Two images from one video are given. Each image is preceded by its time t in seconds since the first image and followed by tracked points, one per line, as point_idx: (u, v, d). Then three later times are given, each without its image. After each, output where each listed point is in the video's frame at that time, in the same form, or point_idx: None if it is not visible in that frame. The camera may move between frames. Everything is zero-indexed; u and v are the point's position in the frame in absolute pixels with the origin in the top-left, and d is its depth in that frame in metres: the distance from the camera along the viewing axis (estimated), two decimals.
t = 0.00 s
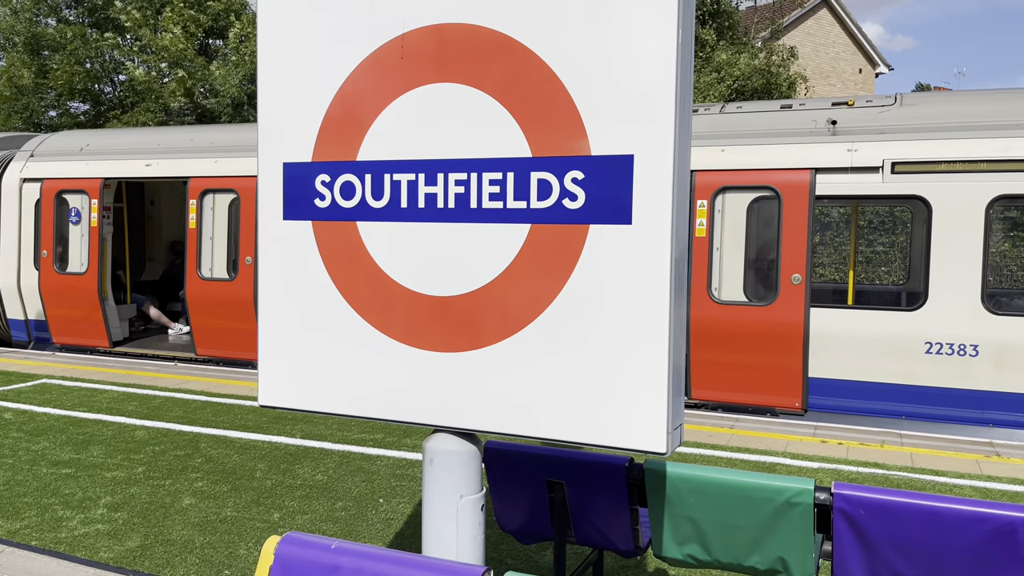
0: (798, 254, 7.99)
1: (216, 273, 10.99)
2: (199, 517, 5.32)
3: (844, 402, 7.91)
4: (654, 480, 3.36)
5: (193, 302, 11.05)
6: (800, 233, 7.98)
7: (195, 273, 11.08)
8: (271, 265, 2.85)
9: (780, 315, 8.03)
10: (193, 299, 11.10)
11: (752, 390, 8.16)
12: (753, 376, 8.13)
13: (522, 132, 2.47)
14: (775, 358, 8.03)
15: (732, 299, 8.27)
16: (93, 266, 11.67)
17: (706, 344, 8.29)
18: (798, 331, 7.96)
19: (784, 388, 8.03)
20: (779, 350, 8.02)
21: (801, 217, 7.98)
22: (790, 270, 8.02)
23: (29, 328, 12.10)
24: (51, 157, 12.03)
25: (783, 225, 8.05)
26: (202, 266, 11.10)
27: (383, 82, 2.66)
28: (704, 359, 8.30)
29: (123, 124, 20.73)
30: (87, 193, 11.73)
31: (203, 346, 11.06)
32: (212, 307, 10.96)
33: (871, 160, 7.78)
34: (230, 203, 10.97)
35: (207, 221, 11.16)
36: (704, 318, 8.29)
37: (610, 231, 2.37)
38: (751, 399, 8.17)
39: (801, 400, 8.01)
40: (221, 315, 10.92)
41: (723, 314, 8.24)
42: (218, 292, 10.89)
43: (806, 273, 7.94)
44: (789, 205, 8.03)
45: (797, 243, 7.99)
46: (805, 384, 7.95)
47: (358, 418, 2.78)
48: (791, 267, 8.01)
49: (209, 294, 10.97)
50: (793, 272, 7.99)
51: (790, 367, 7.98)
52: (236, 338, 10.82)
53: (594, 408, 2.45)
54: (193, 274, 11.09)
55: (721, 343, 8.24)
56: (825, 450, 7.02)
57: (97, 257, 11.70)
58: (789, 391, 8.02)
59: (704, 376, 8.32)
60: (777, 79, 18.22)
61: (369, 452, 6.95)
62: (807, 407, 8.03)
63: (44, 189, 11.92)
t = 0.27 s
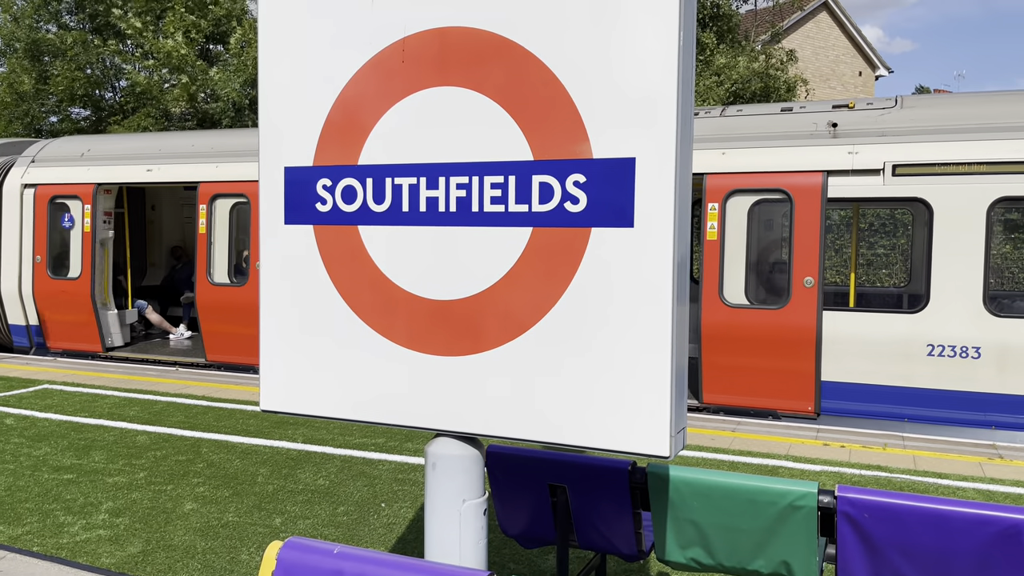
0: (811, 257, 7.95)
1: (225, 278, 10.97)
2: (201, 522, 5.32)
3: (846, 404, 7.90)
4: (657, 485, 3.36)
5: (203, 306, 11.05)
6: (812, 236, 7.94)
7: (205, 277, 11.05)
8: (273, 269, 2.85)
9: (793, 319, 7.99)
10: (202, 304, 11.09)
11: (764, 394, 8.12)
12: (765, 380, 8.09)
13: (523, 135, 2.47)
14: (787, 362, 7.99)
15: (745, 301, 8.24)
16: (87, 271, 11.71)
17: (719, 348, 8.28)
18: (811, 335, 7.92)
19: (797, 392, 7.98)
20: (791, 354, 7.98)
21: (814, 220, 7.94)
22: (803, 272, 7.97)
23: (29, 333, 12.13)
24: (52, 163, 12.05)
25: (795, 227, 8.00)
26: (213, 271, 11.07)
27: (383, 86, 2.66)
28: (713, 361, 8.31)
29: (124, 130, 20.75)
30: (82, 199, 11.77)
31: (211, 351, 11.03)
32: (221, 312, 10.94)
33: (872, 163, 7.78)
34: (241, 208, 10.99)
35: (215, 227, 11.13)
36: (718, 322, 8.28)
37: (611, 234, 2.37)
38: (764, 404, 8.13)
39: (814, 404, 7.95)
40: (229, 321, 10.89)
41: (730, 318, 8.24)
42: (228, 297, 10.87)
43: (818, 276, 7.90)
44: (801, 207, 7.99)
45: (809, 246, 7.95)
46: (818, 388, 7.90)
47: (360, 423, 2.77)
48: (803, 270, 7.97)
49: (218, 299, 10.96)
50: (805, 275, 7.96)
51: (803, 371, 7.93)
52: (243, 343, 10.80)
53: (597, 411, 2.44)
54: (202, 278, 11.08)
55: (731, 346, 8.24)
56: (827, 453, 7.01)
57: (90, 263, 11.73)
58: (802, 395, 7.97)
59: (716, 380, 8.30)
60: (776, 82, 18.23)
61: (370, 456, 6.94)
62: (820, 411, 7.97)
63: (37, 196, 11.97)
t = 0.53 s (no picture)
0: (816, 256, 7.94)
1: (232, 280, 10.99)
2: (205, 525, 5.32)
3: (850, 404, 7.88)
4: (661, 486, 3.35)
5: (210, 309, 11.04)
6: (818, 237, 7.93)
7: (212, 280, 11.05)
8: (276, 271, 2.85)
9: (797, 320, 7.98)
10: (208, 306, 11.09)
11: (770, 394, 8.11)
12: (770, 381, 8.08)
13: (526, 136, 2.46)
14: (792, 363, 7.98)
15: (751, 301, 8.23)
16: (88, 273, 11.74)
17: (724, 348, 8.27)
18: (816, 335, 7.91)
19: (802, 392, 7.97)
20: (796, 354, 7.97)
21: (820, 220, 7.92)
22: (809, 273, 7.96)
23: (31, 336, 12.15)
24: (55, 166, 12.06)
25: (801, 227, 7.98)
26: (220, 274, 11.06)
27: (386, 87, 2.66)
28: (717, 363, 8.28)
29: (126, 133, 20.79)
30: (82, 201, 11.79)
31: (218, 353, 11.05)
32: (227, 314, 10.94)
33: (875, 163, 7.76)
34: (248, 210, 10.99)
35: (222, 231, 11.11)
36: (722, 323, 8.28)
37: (615, 234, 2.37)
38: (769, 404, 8.12)
39: (820, 405, 7.94)
40: (235, 323, 10.90)
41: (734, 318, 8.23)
42: (234, 300, 10.89)
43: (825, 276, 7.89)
44: (807, 207, 7.97)
45: (815, 246, 7.94)
46: (823, 388, 7.89)
47: (364, 424, 2.76)
48: (809, 270, 7.96)
49: (225, 301, 10.96)
50: (811, 275, 7.94)
51: (808, 372, 7.92)
52: (250, 344, 10.81)
53: (601, 411, 2.44)
54: (209, 280, 11.07)
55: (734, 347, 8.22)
56: (832, 453, 6.99)
57: (91, 265, 11.75)
58: (808, 395, 7.96)
59: (721, 381, 8.30)
60: (778, 83, 18.19)
61: (374, 458, 6.94)
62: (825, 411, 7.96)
63: (38, 199, 12.00)
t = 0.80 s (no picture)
0: (825, 255, 7.91)
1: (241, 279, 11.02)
2: (215, 523, 5.33)
3: (860, 403, 7.85)
4: (671, 485, 3.35)
5: (219, 308, 11.08)
6: (827, 235, 7.90)
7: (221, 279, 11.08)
8: (286, 270, 2.85)
9: (806, 318, 7.97)
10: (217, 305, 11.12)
11: (779, 393, 8.08)
12: (779, 379, 8.06)
13: (536, 135, 2.46)
14: (801, 361, 7.95)
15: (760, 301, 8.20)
16: (96, 273, 11.79)
17: (732, 347, 8.25)
18: (825, 334, 7.89)
19: (812, 391, 7.94)
20: (805, 353, 7.94)
21: (829, 218, 7.88)
22: (818, 271, 7.94)
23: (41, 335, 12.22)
24: (64, 166, 12.11)
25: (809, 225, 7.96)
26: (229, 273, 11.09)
27: (396, 86, 2.66)
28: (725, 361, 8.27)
29: (135, 133, 20.86)
30: (91, 201, 11.84)
31: (227, 352, 11.10)
32: (237, 314, 10.98)
33: (885, 160, 7.73)
34: (256, 209, 10.99)
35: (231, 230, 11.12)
36: (731, 321, 8.26)
37: (626, 232, 2.36)
38: (778, 403, 8.10)
39: (830, 404, 7.90)
40: (245, 322, 10.93)
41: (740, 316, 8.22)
42: (244, 299, 10.91)
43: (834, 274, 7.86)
44: (816, 206, 7.94)
45: (825, 245, 7.91)
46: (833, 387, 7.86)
47: (374, 423, 2.76)
48: (818, 268, 7.93)
49: (234, 300, 10.99)
50: (820, 274, 7.92)
51: (818, 370, 7.88)
52: (260, 344, 10.85)
53: (612, 410, 2.43)
54: (219, 280, 11.10)
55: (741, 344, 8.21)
56: (841, 452, 6.96)
57: (100, 265, 11.80)
58: (818, 394, 7.92)
59: (730, 380, 8.28)
60: (786, 80, 18.12)
61: (383, 457, 6.95)
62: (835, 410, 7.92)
63: (47, 199, 12.07)
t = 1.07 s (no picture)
0: (846, 251, 7.86)
1: (261, 275, 11.10)
2: (236, 517, 5.38)
3: (880, 400, 7.79)
4: (692, 480, 3.34)
5: (239, 304, 11.16)
6: (847, 230, 7.85)
7: (241, 275, 11.18)
8: (309, 266, 2.87)
9: (826, 314, 7.92)
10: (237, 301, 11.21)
11: (798, 389, 8.04)
12: (798, 375, 8.02)
13: (559, 129, 2.45)
14: (821, 358, 7.91)
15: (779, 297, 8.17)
16: (118, 269, 11.92)
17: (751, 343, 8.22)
18: (845, 330, 7.84)
19: (832, 387, 7.90)
20: (825, 349, 7.90)
21: (849, 213, 7.84)
22: (838, 267, 7.89)
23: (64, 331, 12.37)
24: (86, 163, 12.23)
25: (829, 221, 7.92)
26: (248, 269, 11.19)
27: (417, 82, 2.66)
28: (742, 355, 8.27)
29: (155, 130, 21.03)
30: (113, 198, 11.96)
31: (247, 348, 11.21)
32: (257, 310, 11.06)
33: (907, 155, 7.66)
34: (276, 206, 11.05)
35: (251, 226, 11.22)
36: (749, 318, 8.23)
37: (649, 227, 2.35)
38: (798, 399, 8.06)
39: (849, 400, 7.86)
40: (265, 318, 11.01)
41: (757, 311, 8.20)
42: (264, 294, 10.99)
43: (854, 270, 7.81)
44: (836, 201, 7.90)
45: (845, 240, 7.86)
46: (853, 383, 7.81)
47: (397, 418, 2.78)
48: (838, 264, 7.88)
49: (254, 296, 11.07)
50: (840, 270, 7.87)
51: (838, 366, 7.84)
52: (279, 340, 10.94)
53: (634, 405, 2.43)
54: (238, 275, 11.20)
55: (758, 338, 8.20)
56: (861, 449, 6.92)
57: (122, 261, 11.92)
58: (837, 390, 7.88)
59: (748, 376, 8.24)
60: (806, 75, 17.96)
61: (401, 451, 6.98)
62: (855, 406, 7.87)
63: (69, 195, 12.21)
